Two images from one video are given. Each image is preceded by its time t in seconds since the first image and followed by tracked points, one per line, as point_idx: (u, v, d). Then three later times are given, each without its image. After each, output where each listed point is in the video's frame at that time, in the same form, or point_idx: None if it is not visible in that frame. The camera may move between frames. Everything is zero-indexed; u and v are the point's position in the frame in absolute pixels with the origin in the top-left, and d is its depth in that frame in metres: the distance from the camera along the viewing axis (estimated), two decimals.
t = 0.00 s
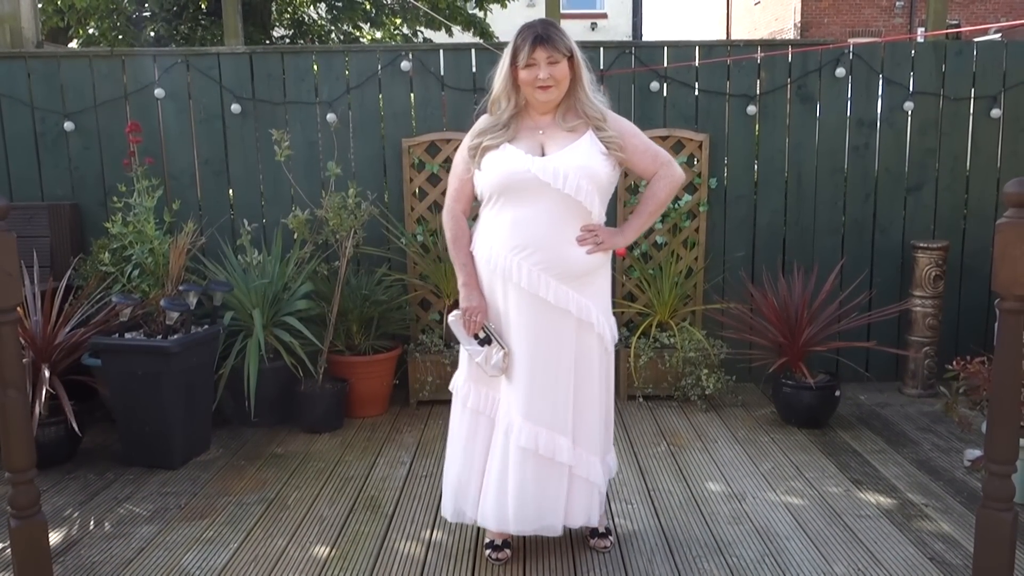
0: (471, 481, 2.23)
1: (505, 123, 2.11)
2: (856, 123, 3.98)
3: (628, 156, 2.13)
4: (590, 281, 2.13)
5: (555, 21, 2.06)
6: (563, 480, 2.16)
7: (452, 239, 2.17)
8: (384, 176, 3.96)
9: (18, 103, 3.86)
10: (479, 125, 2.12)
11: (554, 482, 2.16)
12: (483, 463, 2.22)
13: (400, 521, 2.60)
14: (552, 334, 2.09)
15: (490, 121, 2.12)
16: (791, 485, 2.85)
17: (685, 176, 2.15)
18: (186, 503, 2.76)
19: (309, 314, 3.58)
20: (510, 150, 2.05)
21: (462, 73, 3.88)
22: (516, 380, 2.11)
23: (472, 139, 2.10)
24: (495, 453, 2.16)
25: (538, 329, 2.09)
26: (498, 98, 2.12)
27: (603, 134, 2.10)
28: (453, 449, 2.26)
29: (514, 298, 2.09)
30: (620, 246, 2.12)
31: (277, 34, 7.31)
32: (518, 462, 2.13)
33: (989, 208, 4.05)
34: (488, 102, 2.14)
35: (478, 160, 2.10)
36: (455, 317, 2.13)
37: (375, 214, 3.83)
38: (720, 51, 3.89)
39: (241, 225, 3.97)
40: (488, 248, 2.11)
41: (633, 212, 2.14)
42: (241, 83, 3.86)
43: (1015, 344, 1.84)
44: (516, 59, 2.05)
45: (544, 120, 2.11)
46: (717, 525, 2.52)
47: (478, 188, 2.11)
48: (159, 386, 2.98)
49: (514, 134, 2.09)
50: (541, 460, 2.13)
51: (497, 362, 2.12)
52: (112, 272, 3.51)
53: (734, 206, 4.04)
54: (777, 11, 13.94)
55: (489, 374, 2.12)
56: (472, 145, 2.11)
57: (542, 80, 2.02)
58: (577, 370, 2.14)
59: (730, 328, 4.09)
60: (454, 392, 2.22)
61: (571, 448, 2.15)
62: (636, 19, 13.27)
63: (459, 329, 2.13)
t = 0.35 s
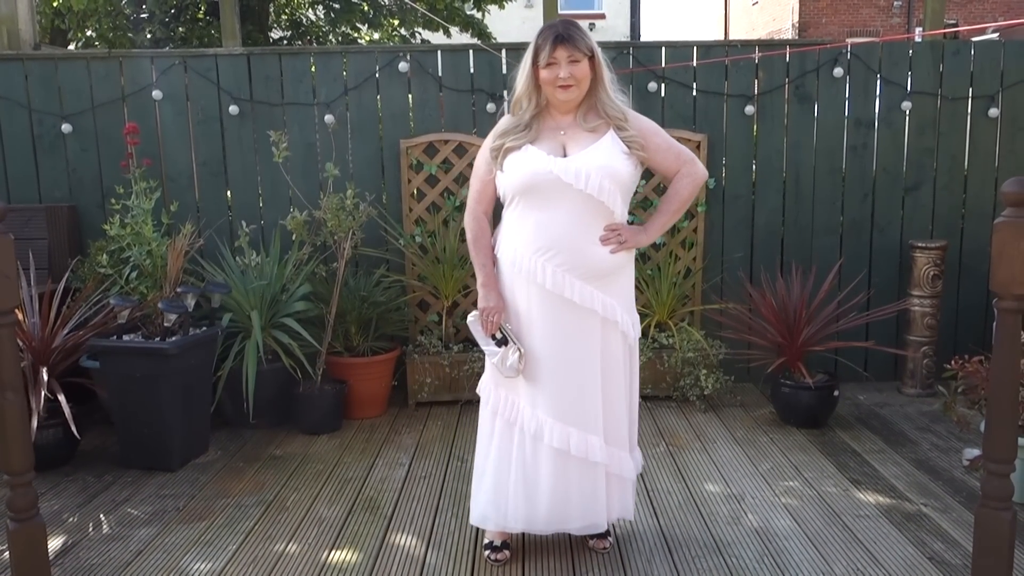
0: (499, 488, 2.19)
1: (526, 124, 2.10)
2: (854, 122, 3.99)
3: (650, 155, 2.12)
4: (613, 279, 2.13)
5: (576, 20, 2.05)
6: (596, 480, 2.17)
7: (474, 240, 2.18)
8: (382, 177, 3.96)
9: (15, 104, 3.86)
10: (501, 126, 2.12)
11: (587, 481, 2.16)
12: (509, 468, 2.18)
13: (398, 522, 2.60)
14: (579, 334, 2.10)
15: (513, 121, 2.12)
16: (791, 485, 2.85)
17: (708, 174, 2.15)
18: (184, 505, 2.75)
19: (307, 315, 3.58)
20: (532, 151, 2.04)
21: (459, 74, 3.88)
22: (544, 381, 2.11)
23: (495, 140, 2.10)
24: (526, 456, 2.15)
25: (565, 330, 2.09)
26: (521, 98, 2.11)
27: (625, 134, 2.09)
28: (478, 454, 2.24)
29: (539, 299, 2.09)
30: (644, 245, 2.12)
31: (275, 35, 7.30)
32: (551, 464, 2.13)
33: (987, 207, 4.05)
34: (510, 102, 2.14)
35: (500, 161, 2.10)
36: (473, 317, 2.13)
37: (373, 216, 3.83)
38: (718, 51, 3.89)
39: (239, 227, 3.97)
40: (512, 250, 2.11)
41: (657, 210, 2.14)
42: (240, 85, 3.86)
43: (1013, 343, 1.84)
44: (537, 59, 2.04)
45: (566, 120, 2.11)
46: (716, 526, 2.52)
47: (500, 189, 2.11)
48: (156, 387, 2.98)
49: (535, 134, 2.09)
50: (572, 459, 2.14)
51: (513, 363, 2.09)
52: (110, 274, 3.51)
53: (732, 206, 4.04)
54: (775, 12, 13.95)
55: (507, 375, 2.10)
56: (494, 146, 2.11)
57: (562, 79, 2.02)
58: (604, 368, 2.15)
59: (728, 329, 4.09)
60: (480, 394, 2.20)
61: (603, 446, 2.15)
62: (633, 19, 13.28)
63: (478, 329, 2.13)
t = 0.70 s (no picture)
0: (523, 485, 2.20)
1: (540, 125, 2.10)
2: (851, 122, 3.99)
3: (665, 156, 2.13)
4: (628, 279, 2.13)
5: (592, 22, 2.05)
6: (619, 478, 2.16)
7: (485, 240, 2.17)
8: (379, 179, 3.96)
9: (12, 108, 3.85)
10: (515, 126, 2.12)
11: (610, 480, 2.15)
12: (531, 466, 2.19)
13: (399, 522, 2.60)
14: (597, 334, 2.10)
15: (527, 122, 2.11)
16: (790, 485, 2.86)
17: (722, 173, 2.16)
18: (183, 508, 2.75)
19: (305, 317, 3.58)
20: (547, 153, 2.04)
21: (456, 76, 3.89)
22: (563, 381, 2.12)
23: (510, 141, 2.10)
24: (548, 453, 2.17)
25: (582, 330, 2.09)
26: (536, 99, 2.11)
27: (640, 136, 2.10)
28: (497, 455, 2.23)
29: (556, 300, 2.09)
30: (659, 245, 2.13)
31: (272, 37, 7.29)
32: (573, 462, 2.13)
33: (984, 206, 4.06)
34: (524, 103, 2.14)
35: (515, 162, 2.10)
36: (489, 318, 2.12)
37: (371, 217, 3.83)
38: (715, 52, 3.90)
39: (237, 229, 3.97)
40: (529, 251, 2.11)
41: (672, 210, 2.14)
42: (237, 88, 3.86)
43: (1010, 342, 1.84)
44: (553, 60, 2.04)
45: (580, 121, 2.11)
46: (716, 525, 2.53)
47: (515, 189, 2.11)
48: (155, 390, 2.98)
49: (550, 135, 2.09)
50: (593, 459, 2.14)
51: (527, 363, 2.11)
52: (107, 278, 3.51)
53: (729, 206, 4.04)
54: (772, 12, 13.96)
55: (522, 375, 2.11)
56: (509, 147, 2.10)
57: (577, 80, 2.02)
58: (624, 368, 2.14)
59: (726, 329, 4.10)
60: (497, 394, 2.19)
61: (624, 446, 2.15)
62: (630, 20, 13.30)
63: (491, 330, 2.12)
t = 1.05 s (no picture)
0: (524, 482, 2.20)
1: (545, 123, 2.09)
2: (846, 121, 3.99)
3: (667, 157, 2.14)
4: (631, 278, 2.13)
5: (601, 22, 2.05)
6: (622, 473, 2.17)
7: (486, 239, 2.14)
8: (376, 179, 3.96)
9: (8, 109, 3.85)
10: (519, 123, 2.10)
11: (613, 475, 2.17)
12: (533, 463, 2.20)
13: (396, 523, 2.60)
14: (601, 333, 2.10)
15: (531, 119, 2.10)
16: (787, 483, 2.86)
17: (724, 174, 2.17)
18: (179, 509, 2.75)
19: (302, 318, 3.58)
20: (551, 151, 2.04)
21: (453, 76, 3.88)
22: (567, 379, 2.12)
23: (514, 138, 2.08)
24: (553, 451, 2.18)
25: (586, 328, 2.09)
26: (542, 97, 2.10)
27: (644, 137, 2.11)
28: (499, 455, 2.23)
29: (559, 299, 2.09)
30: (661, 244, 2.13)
31: (268, 38, 7.29)
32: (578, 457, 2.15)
33: (981, 205, 4.06)
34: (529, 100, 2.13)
35: (518, 159, 2.08)
36: (488, 317, 2.12)
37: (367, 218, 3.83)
38: (711, 51, 3.90)
39: (233, 230, 3.96)
40: (533, 251, 2.11)
41: (673, 209, 2.16)
42: (233, 89, 3.86)
43: (1006, 341, 1.84)
44: (560, 59, 2.04)
45: (583, 121, 2.11)
46: (714, 523, 2.53)
47: (518, 188, 2.10)
48: (152, 391, 2.97)
49: (553, 133, 2.09)
50: (595, 453, 2.16)
51: (528, 361, 2.12)
52: (103, 279, 3.51)
53: (726, 205, 4.04)
54: (767, 11, 13.98)
55: (523, 372, 2.12)
56: (513, 144, 2.09)
57: (583, 79, 2.02)
58: (627, 365, 2.15)
59: (723, 328, 4.10)
60: (499, 393, 2.18)
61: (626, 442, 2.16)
62: (626, 20, 13.32)
63: (491, 328, 2.12)
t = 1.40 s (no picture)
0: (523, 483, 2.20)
1: (543, 121, 2.09)
2: (843, 121, 4.00)
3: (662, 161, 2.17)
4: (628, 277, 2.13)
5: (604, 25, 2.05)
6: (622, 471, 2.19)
7: (484, 238, 2.13)
8: (373, 179, 3.96)
9: (4, 110, 3.85)
10: (517, 121, 2.10)
11: (613, 473, 2.18)
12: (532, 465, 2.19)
13: (395, 523, 2.60)
14: (602, 331, 2.10)
15: (529, 118, 2.10)
16: (785, 482, 2.86)
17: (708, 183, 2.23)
18: (177, 511, 2.74)
19: (299, 318, 3.58)
20: (548, 151, 2.04)
21: (449, 76, 3.88)
22: (568, 381, 2.11)
23: (512, 136, 2.08)
24: (553, 452, 2.16)
25: (586, 329, 2.09)
26: (541, 97, 2.09)
27: (641, 140, 2.12)
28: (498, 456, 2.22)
29: (559, 299, 2.09)
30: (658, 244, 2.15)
31: (264, 38, 7.28)
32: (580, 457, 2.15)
33: (977, 204, 4.07)
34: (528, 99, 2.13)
35: (515, 157, 2.08)
36: (495, 318, 2.10)
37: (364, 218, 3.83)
38: (707, 51, 3.90)
39: (230, 230, 3.95)
40: (532, 252, 2.10)
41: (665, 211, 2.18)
42: (229, 90, 3.85)
43: (1002, 340, 1.85)
44: (561, 59, 2.03)
45: (579, 122, 2.11)
46: (710, 523, 2.53)
47: (515, 188, 2.09)
48: (149, 392, 2.97)
49: (550, 133, 2.09)
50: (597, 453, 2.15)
51: (541, 358, 2.09)
52: (101, 281, 3.50)
53: (722, 205, 4.05)
54: (764, 11, 14.00)
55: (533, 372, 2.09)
56: (510, 142, 2.09)
57: (582, 81, 2.02)
58: (625, 364, 2.15)
59: (720, 327, 4.10)
60: (498, 395, 2.17)
61: (625, 440, 2.17)
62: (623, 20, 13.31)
63: (501, 330, 2.10)
